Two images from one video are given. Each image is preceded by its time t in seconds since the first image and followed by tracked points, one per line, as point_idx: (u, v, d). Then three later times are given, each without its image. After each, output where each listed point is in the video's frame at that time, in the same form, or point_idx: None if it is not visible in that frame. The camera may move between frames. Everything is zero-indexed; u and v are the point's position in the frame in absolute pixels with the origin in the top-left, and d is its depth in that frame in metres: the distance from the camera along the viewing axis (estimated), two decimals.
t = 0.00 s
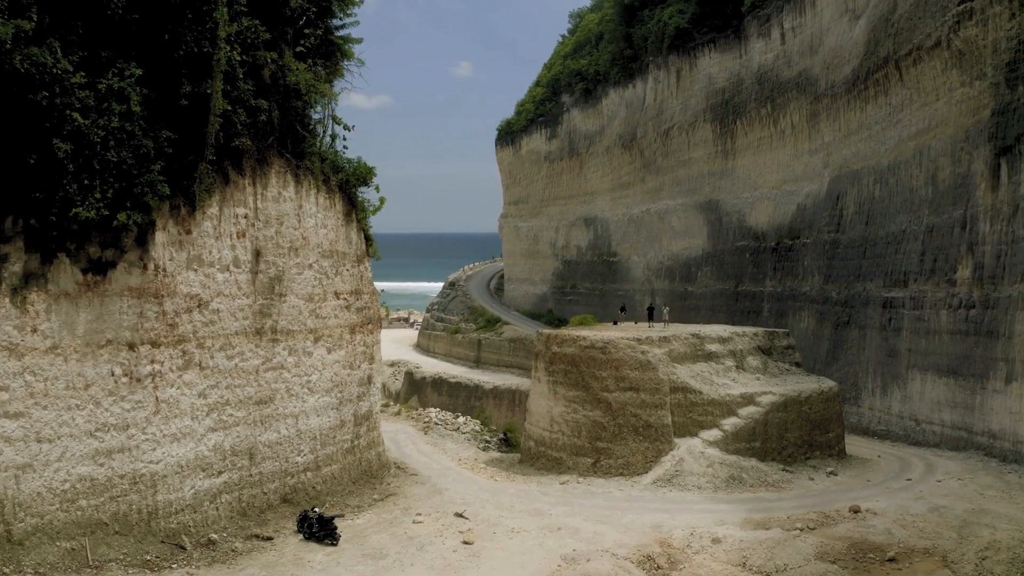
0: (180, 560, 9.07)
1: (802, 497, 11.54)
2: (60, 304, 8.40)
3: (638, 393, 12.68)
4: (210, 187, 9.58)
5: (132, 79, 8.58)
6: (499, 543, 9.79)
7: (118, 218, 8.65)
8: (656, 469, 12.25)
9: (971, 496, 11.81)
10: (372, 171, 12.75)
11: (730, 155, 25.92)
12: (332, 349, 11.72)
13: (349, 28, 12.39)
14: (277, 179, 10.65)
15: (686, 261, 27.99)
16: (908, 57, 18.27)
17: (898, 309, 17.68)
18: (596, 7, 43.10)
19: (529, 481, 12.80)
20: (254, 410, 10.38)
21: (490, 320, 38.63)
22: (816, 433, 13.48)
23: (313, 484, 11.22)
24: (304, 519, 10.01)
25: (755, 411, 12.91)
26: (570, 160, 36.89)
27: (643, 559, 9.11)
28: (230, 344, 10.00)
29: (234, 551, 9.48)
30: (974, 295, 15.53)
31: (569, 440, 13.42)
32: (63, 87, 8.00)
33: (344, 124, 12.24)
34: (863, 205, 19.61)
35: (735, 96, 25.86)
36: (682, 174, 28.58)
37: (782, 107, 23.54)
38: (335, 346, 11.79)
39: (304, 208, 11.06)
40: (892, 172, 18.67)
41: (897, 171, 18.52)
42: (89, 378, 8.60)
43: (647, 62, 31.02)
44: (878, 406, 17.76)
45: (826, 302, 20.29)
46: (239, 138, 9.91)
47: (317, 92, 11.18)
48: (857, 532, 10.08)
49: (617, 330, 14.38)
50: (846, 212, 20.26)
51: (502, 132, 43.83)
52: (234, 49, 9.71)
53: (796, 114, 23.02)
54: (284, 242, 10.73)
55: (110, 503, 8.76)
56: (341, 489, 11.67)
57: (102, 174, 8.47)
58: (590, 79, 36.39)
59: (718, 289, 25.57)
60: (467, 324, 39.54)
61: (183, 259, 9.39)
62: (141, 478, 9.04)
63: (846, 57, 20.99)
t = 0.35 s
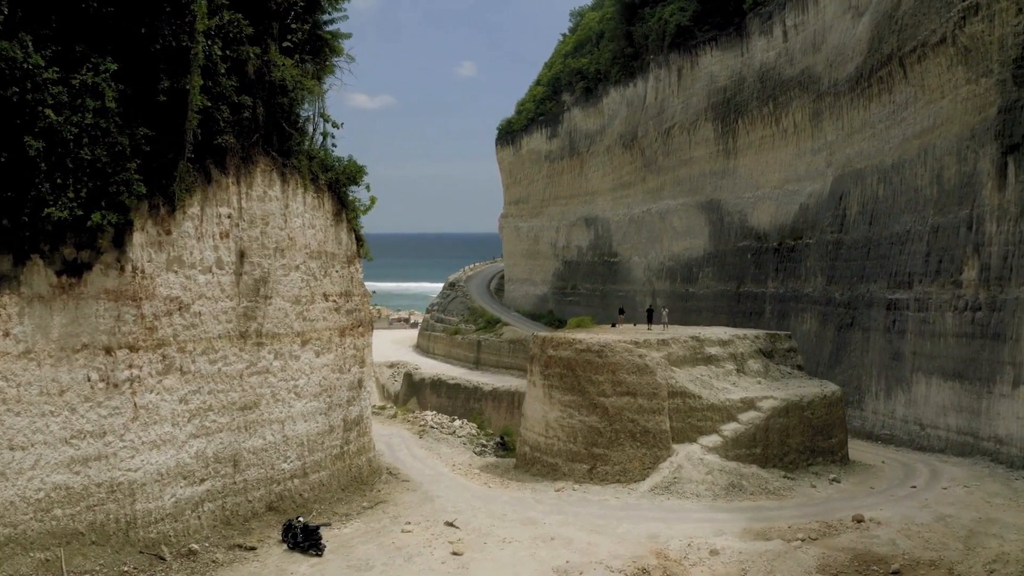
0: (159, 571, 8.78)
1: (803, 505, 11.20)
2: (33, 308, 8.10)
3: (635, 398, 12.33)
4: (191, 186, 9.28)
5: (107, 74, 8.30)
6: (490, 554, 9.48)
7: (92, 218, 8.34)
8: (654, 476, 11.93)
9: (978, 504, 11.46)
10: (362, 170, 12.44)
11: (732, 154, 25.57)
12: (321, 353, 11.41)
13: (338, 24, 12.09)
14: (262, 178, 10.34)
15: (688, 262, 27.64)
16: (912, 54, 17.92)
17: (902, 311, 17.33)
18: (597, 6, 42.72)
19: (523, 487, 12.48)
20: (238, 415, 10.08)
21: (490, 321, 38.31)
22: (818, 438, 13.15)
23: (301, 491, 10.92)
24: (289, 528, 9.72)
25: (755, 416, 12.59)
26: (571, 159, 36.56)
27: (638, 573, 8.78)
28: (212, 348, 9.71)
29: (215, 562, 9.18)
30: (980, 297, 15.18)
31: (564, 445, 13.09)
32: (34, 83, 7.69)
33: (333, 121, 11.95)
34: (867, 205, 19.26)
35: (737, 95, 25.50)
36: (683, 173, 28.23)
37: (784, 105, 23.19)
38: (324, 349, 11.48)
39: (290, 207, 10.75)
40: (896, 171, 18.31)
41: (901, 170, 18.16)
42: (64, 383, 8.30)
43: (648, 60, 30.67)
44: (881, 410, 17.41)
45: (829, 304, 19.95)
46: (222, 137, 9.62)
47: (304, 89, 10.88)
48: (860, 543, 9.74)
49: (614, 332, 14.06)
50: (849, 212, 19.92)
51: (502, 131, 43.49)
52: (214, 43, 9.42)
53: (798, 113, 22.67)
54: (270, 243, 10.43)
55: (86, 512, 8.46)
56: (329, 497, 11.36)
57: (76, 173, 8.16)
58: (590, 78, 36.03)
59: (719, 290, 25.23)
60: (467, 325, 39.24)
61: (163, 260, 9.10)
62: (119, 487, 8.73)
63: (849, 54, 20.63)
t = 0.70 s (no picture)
0: None
1: (805, 515, 10.84)
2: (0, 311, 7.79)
3: (632, 404, 11.97)
4: (168, 184, 8.98)
5: (77, 69, 8.01)
6: (479, 566, 9.14)
7: (63, 219, 8.00)
8: (651, 485, 11.58)
9: (986, 514, 11.08)
10: (351, 169, 12.12)
11: (734, 153, 25.19)
12: (307, 357, 11.09)
13: (325, 18, 11.77)
14: (245, 177, 10.03)
15: (689, 262, 27.28)
16: (917, 51, 17.54)
17: (907, 314, 16.95)
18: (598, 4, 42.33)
19: (516, 495, 12.13)
20: (220, 422, 9.76)
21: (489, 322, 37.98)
22: (821, 445, 12.79)
23: (285, 500, 10.59)
24: (270, 538, 9.41)
25: (755, 422, 12.24)
26: (571, 159, 36.22)
27: None
28: (191, 352, 9.40)
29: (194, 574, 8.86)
30: (987, 299, 14.80)
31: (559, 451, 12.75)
32: None
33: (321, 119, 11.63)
34: (870, 205, 18.89)
35: (739, 93, 25.13)
36: (684, 173, 27.86)
37: (787, 104, 22.81)
38: (310, 353, 11.15)
39: (274, 208, 10.44)
40: (901, 170, 17.93)
41: (905, 169, 17.78)
42: (34, 390, 7.99)
43: (649, 59, 30.29)
44: (885, 415, 17.03)
45: (832, 306, 19.58)
46: (201, 134, 9.28)
47: (288, 85, 10.57)
48: (864, 555, 9.38)
49: (611, 336, 13.72)
50: (852, 212, 19.55)
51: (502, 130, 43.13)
52: (191, 37, 9.09)
53: (801, 112, 22.31)
54: (253, 244, 10.11)
55: (58, 523, 8.13)
56: (316, 505, 11.04)
57: (44, 172, 7.84)
58: (591, 77, 35.65)
59: (721, 292, 24.87)
60: (467, 326, 38.92)
61: (139, 262, 8.79)
62: (93, 496, 8.41)
63: (853, 51, 20.25)
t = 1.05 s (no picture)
0: None
1: (806, 525, 10.51)
2: None
3: (628, 409, 11.62)
4: (145, 183, 8.71)
5: (47, 64, 7.75)
6: None
7: (32, 219, 7.71)
8: (647, 493, 11.25)
9: (993, 523, 10.72)
10: (339, 168, 11.82)
11: (736, 152, 24.83)
12: (293, 361, 10.78)
13: (313, 13, 11.47)
14: (227, 176, 9.73)
15: (690, 263, 26.93)
16: (921, 48, 17.18)
17: (911, 316, 16.60)
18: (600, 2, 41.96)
19: (509, 503, 11.82)
20: (201, 428, 9.46)
21: (489, 323, 37.64)
22: (822, 452, 12.45)
23: (270, 508, 10.29)
24: (250, 550, 9.06)
25: (755, 428, 11.90)
26: (572, 159, 35.89)
27: None
28: (170, 357, 9.09)
29: None
30: (993, 301, 14.44)
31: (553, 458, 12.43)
32: None
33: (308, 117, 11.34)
34: (874, 205, 18.53)
35: (740, 92, 24.77)
36: (685, 172, 27.51)
37: (789, 102, 22.44)
38: (296, 357, 10.85)
39: (258, 207, 10.14)
40: (905, 169, 17.56)
41: (910, 168, 17.43)
42: (3, 396, 7.67)
43: (651, 57, 29.93)
44: (889, 419, 16.67)
45: (835, 308, 19.22)
46: (179, 132, 8.98)
47: (273, 81, 10.27)
48: (867, 568, 9.04)
49: (607, 339, 13.40)
50: (856, 212, 19.19)
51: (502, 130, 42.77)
52: (168, 32, 8.79)
53: (803, 110, 21.95)
54: (236, 246, 9.81)
55: (30, 533, 7.81)
56: (302, 513, 10.73)
57: (11, 170, 7.55)
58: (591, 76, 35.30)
59: (722, 293, 24.52)
60: (466, 327, 38.61)
61: (114, 264, 8.50)
62: (67, 506, 8.09)
63: (856, 49, 19.89)
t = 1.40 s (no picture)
0: None
1: (806, 535, 10.19)
2: None
3: (623, 415, 11.30)
4: (121, 182, 8.43)
5: (16, 58, 7.48)
6: None
7: None
8: (643, 501, 10.95)
9: (1001, 533, 10.39)
10: (328, 167, 11.53)
11: (737, 152, 24.49)
12: (279, 365, 10.50)
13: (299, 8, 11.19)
14: (210, 174, 9.46)
15: (691, 264, 26.60)
16: (925, 45, 16.84)
17: (915, 319, 16.27)
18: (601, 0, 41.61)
19: (501, 511, 11.52)
20: (181, 434, 9.17)
21: (489, 324, 37.34)
22: (824, 459, 12.13)
23: (254, 517, 10.00)
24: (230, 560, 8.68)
25: (755, 434, 11.59)
26: (573, 159, 35.58)
27: None
28: (149, 361, 8.81)
29: None
30: (1000, 304, 14.11)
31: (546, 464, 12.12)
32: None
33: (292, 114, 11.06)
34: (877, 205, 18.19)
35: (742, 90, 24.43)
36: (686, 172, 27.18)
37: (791, 101, 22.10)
38: (282, 361, 10.57)
39: (242, 207, 9.86)
40: (909, 169, 17.23)
41: (914, 167, 17.09)
42: None
43: (651, 55, 29.59)
44: (892, 423, 16.33)
45: (838, 310, 18.88)
46: (157, 130, 8.70)
47: (257, 78, 10.00)
48: None
49: (603, 342, 13.11)
50: (859, 212, 18.85)
51: (502, 129, 42.43)
52: (146, 25, 8.49)
53: (806, 109, 21.61)
54: (218, 247, 9.53)
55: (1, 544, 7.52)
56: (287, 521, 10.44)
57: None
58: (592, 75, 34.96)
59: (723, 294, 24.19)
60: (466, 328, 38.32)
61: (89, 266, 8.21)
62: (40, 515, 7.80)
63: (859, 46, 19.54)
